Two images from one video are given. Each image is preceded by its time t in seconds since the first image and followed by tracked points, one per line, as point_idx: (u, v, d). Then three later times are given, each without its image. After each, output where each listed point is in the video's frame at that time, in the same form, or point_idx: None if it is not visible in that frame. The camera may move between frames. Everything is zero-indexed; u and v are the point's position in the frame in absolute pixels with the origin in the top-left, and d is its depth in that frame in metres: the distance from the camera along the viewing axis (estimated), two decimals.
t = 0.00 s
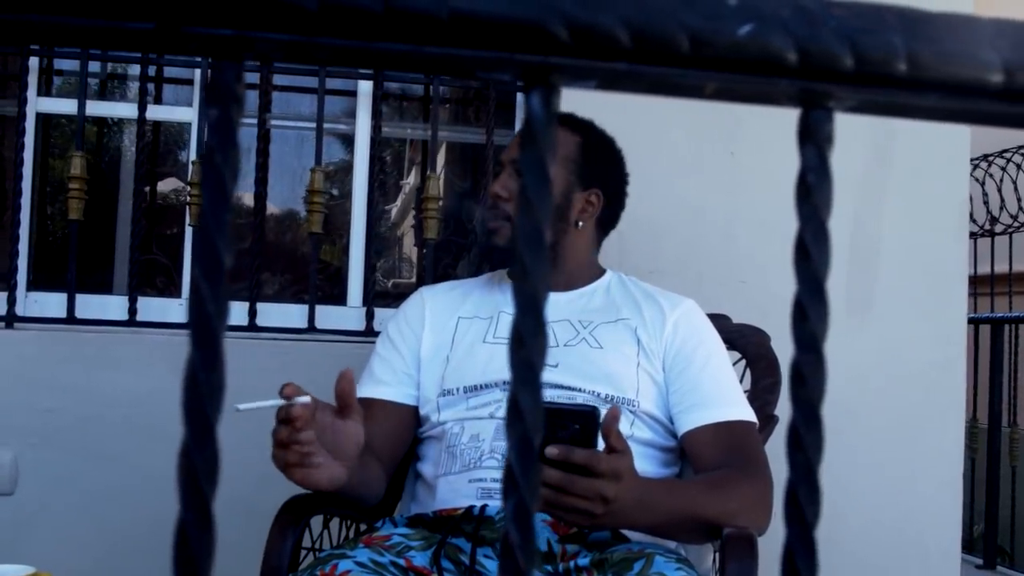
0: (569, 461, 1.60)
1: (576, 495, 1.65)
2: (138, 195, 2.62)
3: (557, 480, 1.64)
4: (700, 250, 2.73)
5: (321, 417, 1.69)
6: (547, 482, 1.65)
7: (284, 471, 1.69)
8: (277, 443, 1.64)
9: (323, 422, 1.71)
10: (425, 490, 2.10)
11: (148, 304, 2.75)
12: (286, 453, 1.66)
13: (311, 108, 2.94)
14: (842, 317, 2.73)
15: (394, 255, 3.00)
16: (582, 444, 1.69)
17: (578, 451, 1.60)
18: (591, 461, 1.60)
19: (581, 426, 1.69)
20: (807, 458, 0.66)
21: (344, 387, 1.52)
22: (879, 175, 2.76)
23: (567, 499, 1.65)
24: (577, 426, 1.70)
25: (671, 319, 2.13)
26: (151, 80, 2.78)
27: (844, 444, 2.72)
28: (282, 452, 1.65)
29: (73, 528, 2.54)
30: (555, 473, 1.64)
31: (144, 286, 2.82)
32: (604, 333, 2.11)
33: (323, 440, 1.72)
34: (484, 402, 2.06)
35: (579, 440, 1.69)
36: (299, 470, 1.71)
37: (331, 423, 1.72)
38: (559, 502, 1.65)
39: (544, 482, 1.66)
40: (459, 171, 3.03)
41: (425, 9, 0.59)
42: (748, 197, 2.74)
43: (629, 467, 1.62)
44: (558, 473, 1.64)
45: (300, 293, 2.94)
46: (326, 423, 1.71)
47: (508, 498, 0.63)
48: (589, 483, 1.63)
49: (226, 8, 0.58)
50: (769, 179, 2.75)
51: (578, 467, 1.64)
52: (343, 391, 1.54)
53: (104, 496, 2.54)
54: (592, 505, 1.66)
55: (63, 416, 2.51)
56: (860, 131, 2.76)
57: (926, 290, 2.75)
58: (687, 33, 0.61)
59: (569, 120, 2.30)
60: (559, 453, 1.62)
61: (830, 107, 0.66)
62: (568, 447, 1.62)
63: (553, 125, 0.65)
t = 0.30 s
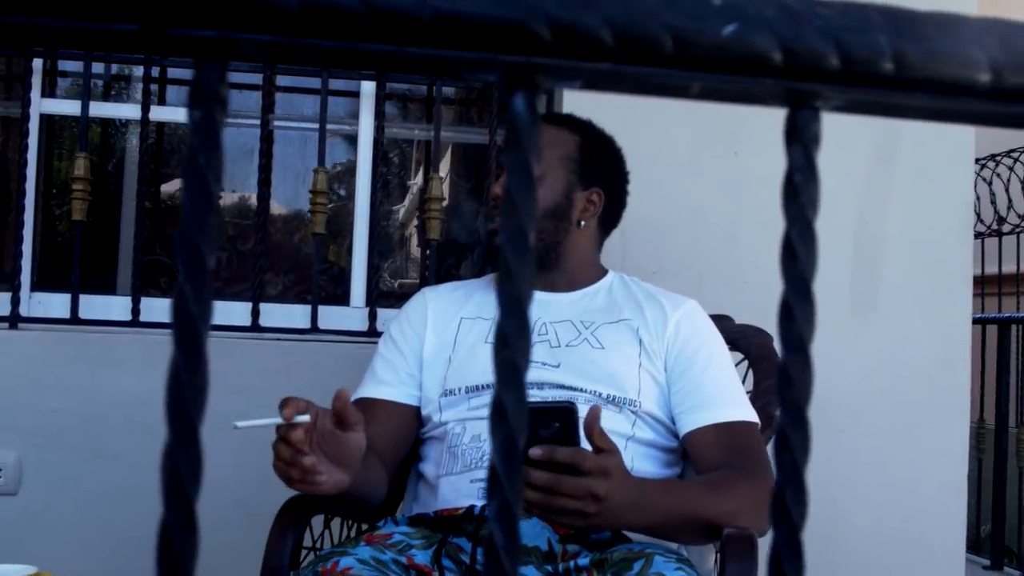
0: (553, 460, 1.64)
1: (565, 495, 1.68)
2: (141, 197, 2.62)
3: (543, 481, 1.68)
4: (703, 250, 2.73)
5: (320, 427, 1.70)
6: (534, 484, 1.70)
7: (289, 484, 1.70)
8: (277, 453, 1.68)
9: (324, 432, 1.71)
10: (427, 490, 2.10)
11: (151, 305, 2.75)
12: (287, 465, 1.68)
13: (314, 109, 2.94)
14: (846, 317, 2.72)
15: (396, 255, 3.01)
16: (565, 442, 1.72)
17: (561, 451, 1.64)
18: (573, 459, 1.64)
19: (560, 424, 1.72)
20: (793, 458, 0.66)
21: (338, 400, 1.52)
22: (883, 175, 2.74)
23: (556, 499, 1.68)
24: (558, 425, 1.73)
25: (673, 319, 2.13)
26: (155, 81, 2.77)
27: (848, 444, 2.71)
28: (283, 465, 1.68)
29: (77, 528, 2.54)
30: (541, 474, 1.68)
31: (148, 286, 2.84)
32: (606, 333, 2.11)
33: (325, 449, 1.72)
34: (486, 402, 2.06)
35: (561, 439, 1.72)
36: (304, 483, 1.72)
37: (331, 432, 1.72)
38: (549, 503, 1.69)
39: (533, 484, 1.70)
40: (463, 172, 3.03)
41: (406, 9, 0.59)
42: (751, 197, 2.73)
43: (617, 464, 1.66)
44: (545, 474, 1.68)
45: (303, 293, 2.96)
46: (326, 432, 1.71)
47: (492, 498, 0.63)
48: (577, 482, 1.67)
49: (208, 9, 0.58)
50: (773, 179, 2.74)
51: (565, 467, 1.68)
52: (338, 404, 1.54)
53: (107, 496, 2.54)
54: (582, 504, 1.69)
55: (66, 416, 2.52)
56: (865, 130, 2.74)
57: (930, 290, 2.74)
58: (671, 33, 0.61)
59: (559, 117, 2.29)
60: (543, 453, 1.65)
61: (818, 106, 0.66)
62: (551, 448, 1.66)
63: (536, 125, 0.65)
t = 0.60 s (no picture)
0: (557, 454, 1.65)
1: (569, 489, 1.68)
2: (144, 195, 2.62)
3: (549, 474, 1.67)
4: (706, 245, 2.72)
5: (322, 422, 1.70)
6: (539, 478, 1.69)
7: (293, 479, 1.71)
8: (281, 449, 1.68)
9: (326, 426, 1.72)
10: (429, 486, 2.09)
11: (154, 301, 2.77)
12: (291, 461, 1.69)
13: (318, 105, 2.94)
14: (850, 312, 2.71)
15: (399, 252, 3.00)
16: (569, 436, 1.70)
17: (567, 444, 1.65)
18: (579, 452, 1.64)
19: (565, 417, 1.70)
20: (781, 452, 0.66)
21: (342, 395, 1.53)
22: (888, 169, 2.73)
23: (562, 493, 1.67)
24: (563, 418, 1.70)
25: (675, 314, 2.12)
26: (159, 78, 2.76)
27: (852, 439, 2.70)
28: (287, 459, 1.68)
29: (81, 524, 2.55)
30: (547, 466, 1.67)
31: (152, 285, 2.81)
32: (609, 329, 2.10)
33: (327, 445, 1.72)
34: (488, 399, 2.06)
35: (566, 433, 1.70)
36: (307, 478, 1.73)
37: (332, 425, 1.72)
38: (555, 497, 1.68)
39: (537, 478, 1.68)
40: (467, 168, 3.03)
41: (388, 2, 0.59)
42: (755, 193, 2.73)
43: (621, 458, 1.66)
44: (551, 467, 1.67)
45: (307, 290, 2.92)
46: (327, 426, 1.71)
47: (478, 492, 0.63)
48: (582, 476, 1.67)
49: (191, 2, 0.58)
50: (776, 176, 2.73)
51: (569, 460, 1.68)
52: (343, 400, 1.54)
53: (111, 492, 2.55)
54: (587, 498, 1.68)
55: (70, 413, 2.53)
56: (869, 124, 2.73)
57: (936, 285, 2.73)
58: (656, 25, 0.60)
59: (563, 115, 2.34)
60: (548, 446, 1.66)
61: (806, 98, 0.65)
62: (557, 440, 1.66)
63: (522, 119, 0.65)
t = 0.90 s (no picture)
0: (555, 457, 1.63)
1: (568, 492, 1.68)
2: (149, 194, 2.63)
3: (547, 477, 1.67)
4: (711, 245, 2.71)
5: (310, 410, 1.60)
6: (537, 480, 1.69)
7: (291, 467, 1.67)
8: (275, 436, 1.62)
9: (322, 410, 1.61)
10: (430, 487, 2.09)
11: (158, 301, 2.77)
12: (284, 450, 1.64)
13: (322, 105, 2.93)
14: (855, 313, 2.69)
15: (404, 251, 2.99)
16: (567, 438, 1.67)
17: (565, 447, 1.64)
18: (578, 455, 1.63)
19: (563, 420, 1.66)
20: (773, 454, 0.65)
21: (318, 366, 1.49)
22: (894, 168, 2.72)
23: (560, 496, 1.68)
24: (560, 421, 1.67)
25: (677, 314, 2.12)
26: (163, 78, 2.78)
27: (858, 440, 2.69)
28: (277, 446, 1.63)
29: (85, 523, 2.56)
30: (545, 469, 1.67)
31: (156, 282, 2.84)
32: (611, 329, 2.10)
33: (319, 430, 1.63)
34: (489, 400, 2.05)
35: (565, 436, 1.67)
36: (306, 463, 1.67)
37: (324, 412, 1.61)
38: (553, 500, 1.68)
39: (535, 480, 1.69)
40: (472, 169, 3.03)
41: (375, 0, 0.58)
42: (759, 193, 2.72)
43: (619, 460, 1.65)
44: (548, 470, 1.67)
45: (311, 289, 2.92)
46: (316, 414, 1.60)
47: (466, 494, 0.62)
48: (581, 479, 1.67)
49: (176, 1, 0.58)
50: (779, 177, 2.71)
51: (567, 463, 1.67)
52: (322, 368, 1.50)
53: (116, 491, 2.56)
54: (586, 501, 1.68)
55: (75, 411, 2.53)
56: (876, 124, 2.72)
57: (943, 285, 2.71)
58: (645, 23, 0.60)
59: (564, 112, 2.31)
60: (545, 449, 1.65)
61: (798, 97, 0.65)
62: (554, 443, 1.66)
63: (511, 118, 0.64)
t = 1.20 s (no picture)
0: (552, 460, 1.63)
1: (566, 495, 1.66)
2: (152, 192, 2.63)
3: (544, 481, 1.65)
4: (714, 245, 2.70)
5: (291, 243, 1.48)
6: (535, 485, 1.66)
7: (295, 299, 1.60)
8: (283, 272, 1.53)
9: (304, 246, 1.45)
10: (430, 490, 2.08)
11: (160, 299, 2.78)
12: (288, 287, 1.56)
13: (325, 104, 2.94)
14: (859, 314, 2.68)
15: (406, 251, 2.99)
16: (564, 442, 1.69)
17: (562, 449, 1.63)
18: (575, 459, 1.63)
19: (561, 424, 1.68)
20: (762, 455, 0.65)
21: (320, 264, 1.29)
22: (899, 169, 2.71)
23: (558, 500, 1.65)
24: (558, 425, 1.68)
25: (675, 314, 2.11)
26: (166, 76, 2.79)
27: (861, 441, 2.68)
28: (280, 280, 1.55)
29: (87, 522, 2.56)
30: (542, 473, 1.65)
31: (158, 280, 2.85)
32: (608, 330, 2.09)
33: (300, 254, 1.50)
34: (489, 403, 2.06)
35: (562, 439, 1.68)
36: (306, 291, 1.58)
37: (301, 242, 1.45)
38: (551, 504, 1.66)
39: (531, 485, 1.66)
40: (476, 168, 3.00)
41: None
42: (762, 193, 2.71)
43: (618, 463, 1.65)
44: (546, 474, 1.65)
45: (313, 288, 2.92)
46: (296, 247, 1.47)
47: (452, 494, 0.62)
48: (579, 482, 1.65)
49: None
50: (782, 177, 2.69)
51: (565, 467, 1.66)
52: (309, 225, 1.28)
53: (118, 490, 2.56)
54: (584, 504, 1.67)
55: (77, 410, 2.54)
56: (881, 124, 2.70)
57: (947, 286, 2.70)
58: (633, 20, 0.60)
59: (584, 111, 2.26)
60: (542, 453, 1.64)
61: (788, 95, 0.64)
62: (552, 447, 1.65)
63: (499, 117, 0.64)
